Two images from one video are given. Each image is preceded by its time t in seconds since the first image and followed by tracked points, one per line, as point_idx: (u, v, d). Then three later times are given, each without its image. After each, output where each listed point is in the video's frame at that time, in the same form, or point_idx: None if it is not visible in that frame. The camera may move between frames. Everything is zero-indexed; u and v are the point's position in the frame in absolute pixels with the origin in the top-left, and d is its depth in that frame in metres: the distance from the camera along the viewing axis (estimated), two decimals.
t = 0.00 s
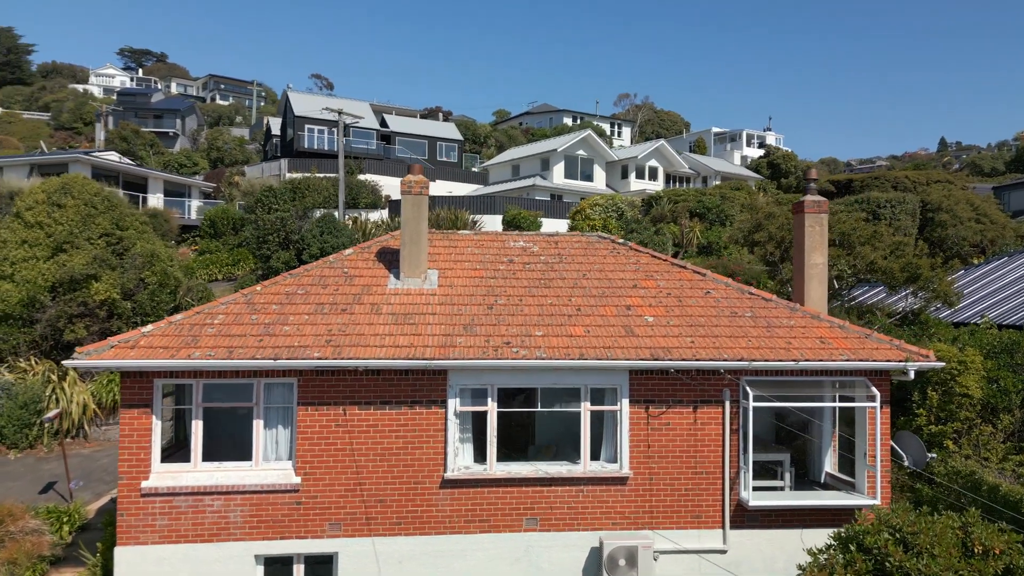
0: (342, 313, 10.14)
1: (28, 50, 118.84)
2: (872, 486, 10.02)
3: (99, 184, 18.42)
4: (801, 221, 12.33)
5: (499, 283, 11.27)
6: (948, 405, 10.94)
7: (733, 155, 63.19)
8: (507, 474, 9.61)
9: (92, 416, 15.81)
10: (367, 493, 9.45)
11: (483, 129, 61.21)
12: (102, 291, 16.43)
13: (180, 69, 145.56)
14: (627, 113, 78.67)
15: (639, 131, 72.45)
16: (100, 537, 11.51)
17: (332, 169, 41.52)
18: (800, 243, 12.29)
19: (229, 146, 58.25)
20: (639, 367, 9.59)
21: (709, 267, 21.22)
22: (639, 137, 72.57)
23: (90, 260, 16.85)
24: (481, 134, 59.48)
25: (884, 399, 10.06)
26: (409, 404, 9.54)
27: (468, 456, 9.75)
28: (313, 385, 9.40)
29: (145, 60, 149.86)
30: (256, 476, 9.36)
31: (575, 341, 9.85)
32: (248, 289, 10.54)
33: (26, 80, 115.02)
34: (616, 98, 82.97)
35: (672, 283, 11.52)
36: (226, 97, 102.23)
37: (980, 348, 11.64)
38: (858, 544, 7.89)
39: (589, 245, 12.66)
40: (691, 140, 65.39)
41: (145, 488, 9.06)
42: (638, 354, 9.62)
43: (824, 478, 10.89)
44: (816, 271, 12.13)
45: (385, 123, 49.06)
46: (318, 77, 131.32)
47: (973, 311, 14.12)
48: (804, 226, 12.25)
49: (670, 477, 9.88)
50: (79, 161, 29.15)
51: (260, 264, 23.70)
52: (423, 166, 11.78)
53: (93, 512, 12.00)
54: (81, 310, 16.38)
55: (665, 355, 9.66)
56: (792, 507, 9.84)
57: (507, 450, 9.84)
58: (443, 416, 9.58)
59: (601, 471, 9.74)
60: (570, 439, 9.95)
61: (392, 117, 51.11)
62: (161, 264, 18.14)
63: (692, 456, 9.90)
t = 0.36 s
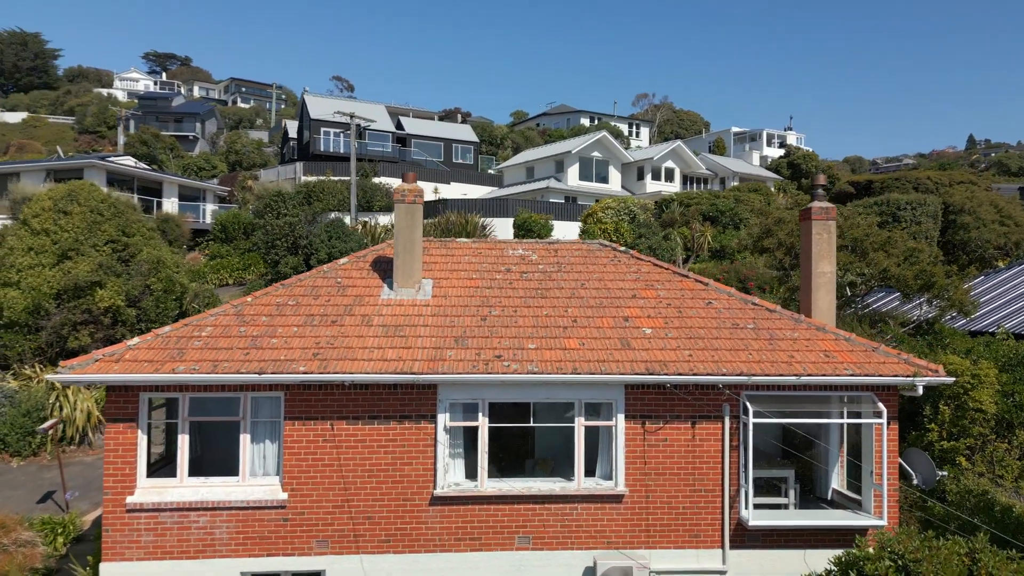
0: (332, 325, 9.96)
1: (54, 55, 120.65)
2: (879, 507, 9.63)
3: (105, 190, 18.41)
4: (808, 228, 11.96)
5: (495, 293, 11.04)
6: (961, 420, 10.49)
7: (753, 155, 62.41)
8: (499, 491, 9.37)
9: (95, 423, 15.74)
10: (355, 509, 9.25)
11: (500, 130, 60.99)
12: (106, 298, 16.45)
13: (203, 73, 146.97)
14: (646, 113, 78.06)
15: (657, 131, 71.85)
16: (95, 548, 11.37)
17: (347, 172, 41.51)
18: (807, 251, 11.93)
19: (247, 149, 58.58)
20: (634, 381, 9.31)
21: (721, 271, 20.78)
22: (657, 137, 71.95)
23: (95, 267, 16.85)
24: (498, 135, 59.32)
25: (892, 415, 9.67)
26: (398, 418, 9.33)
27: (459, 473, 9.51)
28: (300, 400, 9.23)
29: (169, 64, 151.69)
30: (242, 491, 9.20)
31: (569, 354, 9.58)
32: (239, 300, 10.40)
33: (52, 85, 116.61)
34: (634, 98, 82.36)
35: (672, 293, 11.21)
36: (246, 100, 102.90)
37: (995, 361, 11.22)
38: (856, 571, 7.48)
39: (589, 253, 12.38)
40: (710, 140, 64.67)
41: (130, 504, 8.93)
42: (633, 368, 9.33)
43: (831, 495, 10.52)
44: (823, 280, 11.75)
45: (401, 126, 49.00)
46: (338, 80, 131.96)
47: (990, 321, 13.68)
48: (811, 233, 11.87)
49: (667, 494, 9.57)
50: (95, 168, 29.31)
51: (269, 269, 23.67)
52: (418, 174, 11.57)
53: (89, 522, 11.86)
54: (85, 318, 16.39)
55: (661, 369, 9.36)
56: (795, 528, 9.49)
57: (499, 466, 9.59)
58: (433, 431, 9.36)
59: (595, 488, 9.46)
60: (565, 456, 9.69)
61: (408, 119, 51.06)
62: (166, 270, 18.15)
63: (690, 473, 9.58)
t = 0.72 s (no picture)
0: (319, 338, 9.74)
1: (80, 60, 122.38)
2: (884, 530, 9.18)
3: (111, 197, 18.46)
4: (814, 236, 11.55)
5: (489, 303, 10.78)
6: (973, 437, 10.04)
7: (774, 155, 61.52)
8: (486, 510, 9.10)
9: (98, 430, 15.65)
10: (339, 527, 9.03)
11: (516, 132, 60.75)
12: (110, 305, 16.46)
13: (225, 76, 148.42)
14: (665, 113, 77.37)
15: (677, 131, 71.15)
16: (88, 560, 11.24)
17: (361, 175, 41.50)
18: (812, 259, 11.52)
19: (265, 152, 58.86)
20: (627, 397, 8.99)
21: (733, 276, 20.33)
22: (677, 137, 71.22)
23: (99, 274, 16.86)
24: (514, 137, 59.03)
25: (898, 433, 9.26)
26: (383, 434, 9.09)
27: (446, 490, 9.26)
28: (283, 415, 9.02)
29: (193, 68, 153.29)
30: (225, 508, 9.03)
31: (559, 369, 9.28)
32: (227, 311, 10.24)
33: (78, 89, 118.26)
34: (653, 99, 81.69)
35: (671, 303, 10.87)
36: (268, 103, 103.57)
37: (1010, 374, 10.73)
38: None
39: (588, 261, 12.07)
40: (730, 140, 63.88)
41: (112, 520, 8.80)
42: (625, 384, 9.01)
43: (836, 514, 10.12)
44: (830, 289, 11.35)
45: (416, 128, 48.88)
46: (359, 82, 132.46)
47: (1009, 331, 13.21)
48: (817, 241, 11.46)
49: (662, 514, 9.24)
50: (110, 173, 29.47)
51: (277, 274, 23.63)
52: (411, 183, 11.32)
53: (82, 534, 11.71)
54: (88, 325, 16.39)
55: (655, 384, 9.03)
56: (796, 550, 9.12)
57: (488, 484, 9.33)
58: (419, 447, 9.11)
59: (587, 507, 9.15)
60: (556, 473, 9.40)
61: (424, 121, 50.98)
62: (171, 276, 18.05)
63: (686, 491, 9.25)
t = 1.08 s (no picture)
0: (303, 352, 9.54)
1: (107, 64, 124.20)
2: (887, 553, 8.75)
3: (117, 204, 18.44)
4: (819, 245, 11.14)
5: (480, 316, 10.51)
6: (984, 457, 9.59)
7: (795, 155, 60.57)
8: (472, 531, 8.83)
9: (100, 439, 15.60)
10: (321, 547, 8.81)
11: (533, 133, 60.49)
12: (112, 312, 16.48)
13: (248, 80, 149.62)
14: (684, 113, 76.60)
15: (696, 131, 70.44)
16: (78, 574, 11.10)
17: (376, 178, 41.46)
18: (817, 269, 11.12)
19: (283, 155, 59.09)
20: (616, 416, 8.67)
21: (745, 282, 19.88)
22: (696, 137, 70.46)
23: (102, 282, 16.84)
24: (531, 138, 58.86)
25: (903, 454, 8.84)
26: (366, 452, 8.86)
27: (432, 510, 9.01)
28: (264, 432, 8.83)
29: (217, 70, 154.90)
30: (206, 526, 8.85)
31: (548, 385, 8.99)
32: (213, 324, 10.07)
33: (104, 93, 120.01)
34: (673, 98, 80.95)
35: (668, 316, 10.54)
36: (289, 105, 104.30)
37: None
38: None
39: (585, 271, 11.77)
40: (751, 140, 63.03)
41: (91, 538, 8.65)
42: (615, 402, 8.70)
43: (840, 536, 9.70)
44: (835, 301, 10.94)
45: (432, 130, 48.73)
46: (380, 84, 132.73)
47: None
48: (822, 250, 11.04)
49: (654, 536, 8.90)
50: (124, 179, 29.61)
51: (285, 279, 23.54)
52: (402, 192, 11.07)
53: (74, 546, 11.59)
54: (90, 333, 16.40)
55: (646, 403, 8.71)
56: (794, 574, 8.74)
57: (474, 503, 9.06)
58: (403, 466, 8.86)
59: (576, 529, 8.85)
60: (545, 492, 9.12)
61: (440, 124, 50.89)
62: (175, 284, 17.98)
63: (679, 513, 8.91)
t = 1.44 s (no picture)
0: (288, 367, 9.34)
1: (134, 69, 125.97)
2: None
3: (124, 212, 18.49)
4: (824, 256, 10.73)
5: (471, 329, 10.25)
6: (998, 480, 9.10)
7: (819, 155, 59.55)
8: (456, 554, 8.54)
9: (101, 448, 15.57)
10: (303, 569, 8.59)
11: (552, 135, 60.17)
12: (116, 320, 16.44)
13: (272, 83, 150.95)
14: (706, 113, 75.74)
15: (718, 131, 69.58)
16: None
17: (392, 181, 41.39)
18: (823, 281, 10.71)
19: (303, 159, 59.32)
20: (605, 437, 8.35)
21: (759, 288, 19.36)
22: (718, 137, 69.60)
23: (106, 290, 16.86)
24: (550, 140, 58.54)
25: (908, 478, 8.43)
26: (349, 472, 8.64)
27: (417, 532, 8.75)
28: (245, 450, 8.64)
29: (243, 74, 156.62)
30: (186, 545, 8.68)
31: (535, 404, 8.69)
32: (199, 338, 9.93)
33: (132, 97, 121.73)
34: (694, 98, 80.18)
35: (666, 330, 10.19)
36: (312, 108, 104.98)
37: None
38: None
39: (583, 282, 11.45)
40: (774, 140, 62.10)
41: (71, 557, 8.52)
42: (604, 422, 8.38)
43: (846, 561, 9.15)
44: (842, 314, 10.51)
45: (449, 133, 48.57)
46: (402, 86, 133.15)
47: None
48: (828, 261, 10.62)
49: (647, 561, 8.55)
50: (139, 185, 29.75)
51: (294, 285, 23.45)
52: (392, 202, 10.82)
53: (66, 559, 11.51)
54: (93, 341, 16.41)
55: (637, 423, 8.38)
56: None
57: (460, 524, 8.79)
58: (386, 486, 8.62)
59: (565, 553, 8.53)
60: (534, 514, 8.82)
61: (457, 126, 50.76)
62: (180, 291, 17.94)
63: (672, 538, 8.55)
